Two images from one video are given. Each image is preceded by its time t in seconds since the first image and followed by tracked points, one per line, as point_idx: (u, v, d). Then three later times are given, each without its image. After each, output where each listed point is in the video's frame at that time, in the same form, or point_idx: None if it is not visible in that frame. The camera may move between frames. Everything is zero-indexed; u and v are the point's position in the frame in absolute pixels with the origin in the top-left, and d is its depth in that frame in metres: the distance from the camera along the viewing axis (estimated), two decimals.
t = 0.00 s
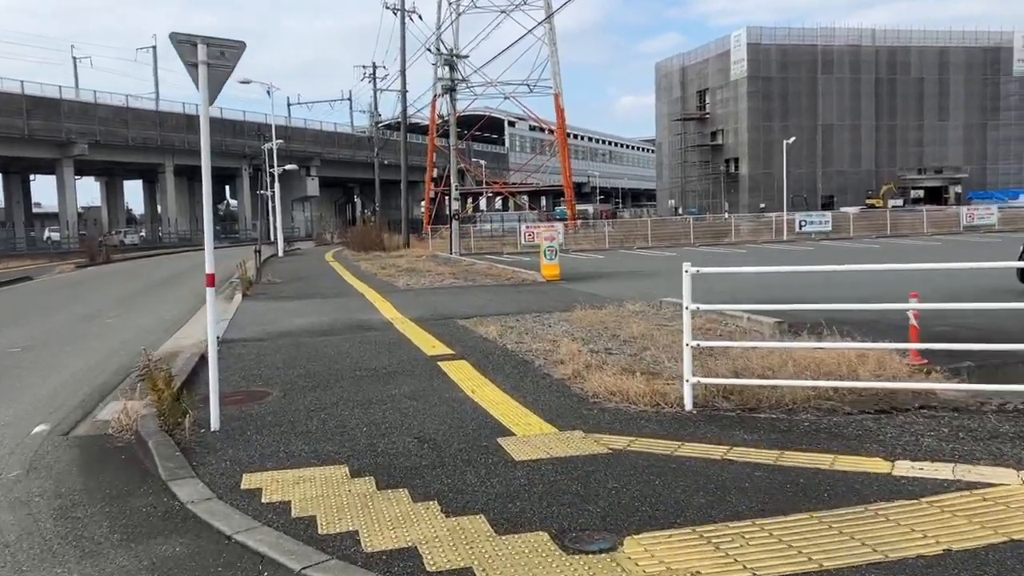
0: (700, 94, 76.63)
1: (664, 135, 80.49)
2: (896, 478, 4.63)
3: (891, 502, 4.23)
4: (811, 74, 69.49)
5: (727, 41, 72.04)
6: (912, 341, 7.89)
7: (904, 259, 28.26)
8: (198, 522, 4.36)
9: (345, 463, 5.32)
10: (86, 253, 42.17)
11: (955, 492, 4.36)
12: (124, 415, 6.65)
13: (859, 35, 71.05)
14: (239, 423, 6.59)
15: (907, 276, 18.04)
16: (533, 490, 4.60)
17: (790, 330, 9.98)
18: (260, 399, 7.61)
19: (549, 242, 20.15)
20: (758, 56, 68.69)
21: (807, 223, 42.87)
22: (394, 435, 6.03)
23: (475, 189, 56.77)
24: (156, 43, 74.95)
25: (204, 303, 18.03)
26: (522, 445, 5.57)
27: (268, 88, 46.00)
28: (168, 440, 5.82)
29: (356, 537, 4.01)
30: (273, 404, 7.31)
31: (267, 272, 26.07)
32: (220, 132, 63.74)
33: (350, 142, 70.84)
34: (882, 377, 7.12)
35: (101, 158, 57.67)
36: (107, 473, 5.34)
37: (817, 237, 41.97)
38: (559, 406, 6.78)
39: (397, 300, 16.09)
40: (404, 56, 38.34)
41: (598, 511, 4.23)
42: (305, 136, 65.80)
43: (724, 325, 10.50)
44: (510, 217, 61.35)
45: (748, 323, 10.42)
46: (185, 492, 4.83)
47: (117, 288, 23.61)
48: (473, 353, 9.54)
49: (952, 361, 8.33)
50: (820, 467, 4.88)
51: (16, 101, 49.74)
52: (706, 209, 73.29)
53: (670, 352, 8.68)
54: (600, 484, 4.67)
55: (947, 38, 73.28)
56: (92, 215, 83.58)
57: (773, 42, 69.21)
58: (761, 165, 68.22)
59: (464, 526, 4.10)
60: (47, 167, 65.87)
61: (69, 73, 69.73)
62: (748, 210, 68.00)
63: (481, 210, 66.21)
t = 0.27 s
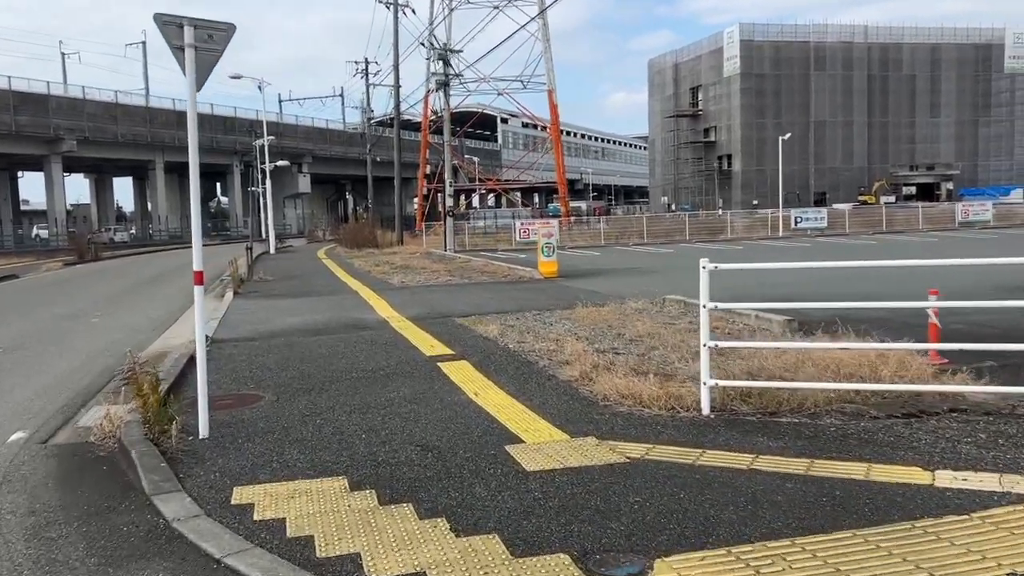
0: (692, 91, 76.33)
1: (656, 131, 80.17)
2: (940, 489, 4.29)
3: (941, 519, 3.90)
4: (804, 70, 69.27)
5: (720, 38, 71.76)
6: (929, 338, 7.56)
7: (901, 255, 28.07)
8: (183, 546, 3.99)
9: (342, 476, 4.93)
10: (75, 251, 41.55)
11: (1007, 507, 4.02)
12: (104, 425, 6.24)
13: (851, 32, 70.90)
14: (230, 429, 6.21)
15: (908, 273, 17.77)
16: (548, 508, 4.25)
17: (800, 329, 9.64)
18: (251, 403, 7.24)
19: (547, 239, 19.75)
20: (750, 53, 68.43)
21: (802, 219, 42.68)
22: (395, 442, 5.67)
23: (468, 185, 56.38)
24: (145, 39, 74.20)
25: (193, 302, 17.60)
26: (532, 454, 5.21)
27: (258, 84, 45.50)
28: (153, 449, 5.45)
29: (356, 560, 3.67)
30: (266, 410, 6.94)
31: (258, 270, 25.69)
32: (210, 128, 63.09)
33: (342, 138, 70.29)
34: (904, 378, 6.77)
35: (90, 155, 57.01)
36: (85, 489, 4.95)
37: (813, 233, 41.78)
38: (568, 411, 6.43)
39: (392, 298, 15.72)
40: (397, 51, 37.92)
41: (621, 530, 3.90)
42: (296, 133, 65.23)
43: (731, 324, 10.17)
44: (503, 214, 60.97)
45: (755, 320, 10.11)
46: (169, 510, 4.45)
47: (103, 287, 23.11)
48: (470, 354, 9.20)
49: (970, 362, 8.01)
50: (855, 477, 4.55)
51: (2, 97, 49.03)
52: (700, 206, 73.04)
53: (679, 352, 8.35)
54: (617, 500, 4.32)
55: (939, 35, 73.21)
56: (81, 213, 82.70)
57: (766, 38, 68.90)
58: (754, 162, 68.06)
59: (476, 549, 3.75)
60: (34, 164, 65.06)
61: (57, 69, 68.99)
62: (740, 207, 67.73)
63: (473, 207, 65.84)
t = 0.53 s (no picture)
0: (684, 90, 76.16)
1: (648, 130, 79.97)
2: (982, 514, 3.98)
3: (990, 547, 3.60)
4: (796, 69, 69.21)
5: (712, 36, 71.58)
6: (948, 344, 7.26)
7: (897, 255, 27.90)
8: None
9: (334, 497, 4.58)
10: (61, 251, 40.95)
11: None
12: (80, 438, 5.87)
13: (843, 31, 70.90)
14: (214, 444, 5.85)
15: (907, 275, 17.53)
16: (559, 535, 3.92)
17: (807, 333, 9.34)
18: (237, 415, 6.86)
19: (541, 239, 19.39)
20: (742, 52, 68.30)
21: (796, 219, 42.52)
22: (390, 458, 5.32)
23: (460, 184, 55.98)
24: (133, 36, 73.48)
25: (181, 303, 17.17)
26: (537, 472, 4.87)
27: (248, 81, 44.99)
28: (131, 467, 5.08)
29: None
30: (253, 421, 6.57)
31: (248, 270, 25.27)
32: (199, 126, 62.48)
33: (332, 137, 69.78)
34: (925, 387, 6.46)
35: (77, 153, 56.35)
36: (55, 511, 4.58)
37: (808, 232, 41.63)
38: (573, 422, 6.10)
39: (385, 299, 15.36)
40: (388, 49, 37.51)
41: (644, 563, 3.56)
42: (286, 131, 64.69)
43: (735, 328, 9.86)
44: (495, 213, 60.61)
45: (762, 324, 9.81)
46: (146, 538, 4.07)
47: (88, 287, 22.62)
48: (466, 359, 8.84)
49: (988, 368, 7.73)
50: (889, 500, 4.22)
51: None
52: (693, 204, 72.86)
53: (685, 359, 8.02)
54: (634, 526, 4.00)
55: (930, 34, 73.24)
56: (68, 212, 81.83)
57: (758, 37, 68.84)
58: (746, 161, 67.91)
59: None
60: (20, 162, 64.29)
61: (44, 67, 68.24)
62: (732, 206, 67.54)
63: (465, 206, 65.52)
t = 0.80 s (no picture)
0: (676, 88, 75.91)
1: (639, 129, 79.67)
2: None
3: None
4: (788, 68, 69.08)
5: (704, 35, 71.34)
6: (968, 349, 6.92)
7: (894, 253, 27.66)
8: None
9: (320, 520, 4.18)
10: (47, 249, 40.32)
11: None
12: (48, 451, 5.45)
13: (834, 30, 70.79)
14: (192, 459, 5.44)
15: (906, 276, 17.31)
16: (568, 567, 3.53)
17: (815, 336, 9.02)
18: (218, 424, 6.46)
19: (535, 239, 19.12)
20: (734, 50, 68.07)
21: (791, 217, 42.30)
22: (382, 474, 4.92)
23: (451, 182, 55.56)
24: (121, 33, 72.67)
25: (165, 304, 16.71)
26: (542, 491, 4.48)
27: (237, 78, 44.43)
28: (99, 485, 4.66)
29: None
30: (235, 431, 6.17)
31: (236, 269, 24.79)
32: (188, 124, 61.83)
33: (323, 135, 69.20)
34: (949, 394, 6.11)
35: (64, 150, 55.63)
36: (13, 536, 4.17)
37: (802, 231, 41.42)
38: (577, 433, 5.72)
39: (376, 299, 14.95)
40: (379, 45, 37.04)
41: None
42: (275, 128, 64.10)
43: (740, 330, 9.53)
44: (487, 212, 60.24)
45: (768, 326, 9.48)
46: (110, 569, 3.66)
47: (71, 286, 22.11)
48: (462, 363, 8.45)
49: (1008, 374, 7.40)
50: (930, 524, 3.86)
51: None
52: (685, 203, 72.44)
53: (692, 364, 7.67)
54: (654, 556, 3.61)
55: (921, 34, 73.24)
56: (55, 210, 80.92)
57: (749, 36, 68.65)
58: (738, 160, 67.72)
59: None
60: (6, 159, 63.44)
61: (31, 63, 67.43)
62: (724, 205, 67.31)
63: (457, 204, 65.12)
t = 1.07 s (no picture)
0: (669, 86, 75.61)
1: (632, 127, 79.37)
2: None
3: None
4: (781, 67, 68.84)
5: (697, 32, 71.02)
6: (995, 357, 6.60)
7: (892, 253, 27.41)
8: None
9: (312, 549, 3.80)
10: (33, 247, 39.68)
11: None
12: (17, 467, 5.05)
13: (828, 28, 70.62)
14: (174, 476, 5.04)
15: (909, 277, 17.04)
16: None
17: (827, 340, 8.69)
18: (205, 436, 6.06)
19: (532, 237, 18.65)
20: (728, 48, 67.79)
21: (786, 216, 42.08)
22: (380, 495, 4.54)
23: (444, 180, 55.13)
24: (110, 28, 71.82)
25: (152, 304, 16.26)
26: (557, 514, 4.12)
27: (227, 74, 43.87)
28: (72, 508, 4.27)
29: None
30: (220, 444, 5.78)
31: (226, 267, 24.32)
32: (178, 120, 61.17)
33: (314, 132, 68.62)
34: (980, 404, 5.77)
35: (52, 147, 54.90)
36: None
37: (797, 230, 41.20)
38: (587, 447, 5.36)
39: (369, 300, 14.56)
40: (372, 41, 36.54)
41: None
42: (266, 125, 63.49)
43: (749, 334, 9.21)
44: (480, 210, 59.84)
45: (778, 330, 9.17)
46: None
47: (57, 285, 21.61)
48: (461, 369, 8.07)
49: None
50: (986, 554, 3.52)
51: None
52: (677, 203, 71.90)
53: (703, 370, 7.32)
54: None
55: (913, 33, 73.16)
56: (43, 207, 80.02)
57: (743, 34, 68.36)
58: (731, 159, 67.50)
59: None
60: None
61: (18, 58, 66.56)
62: (717, 203, 67.06)
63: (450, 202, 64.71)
